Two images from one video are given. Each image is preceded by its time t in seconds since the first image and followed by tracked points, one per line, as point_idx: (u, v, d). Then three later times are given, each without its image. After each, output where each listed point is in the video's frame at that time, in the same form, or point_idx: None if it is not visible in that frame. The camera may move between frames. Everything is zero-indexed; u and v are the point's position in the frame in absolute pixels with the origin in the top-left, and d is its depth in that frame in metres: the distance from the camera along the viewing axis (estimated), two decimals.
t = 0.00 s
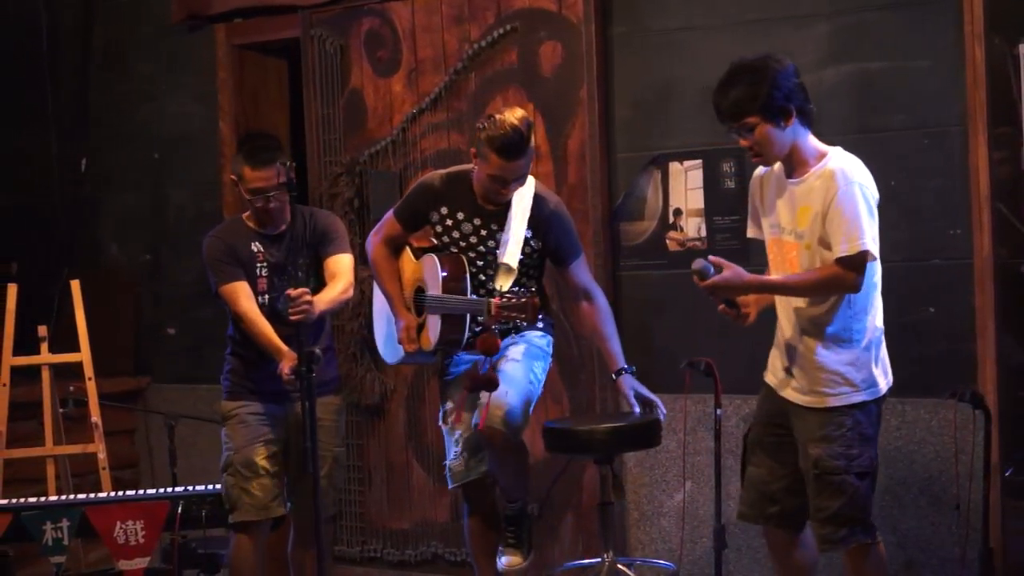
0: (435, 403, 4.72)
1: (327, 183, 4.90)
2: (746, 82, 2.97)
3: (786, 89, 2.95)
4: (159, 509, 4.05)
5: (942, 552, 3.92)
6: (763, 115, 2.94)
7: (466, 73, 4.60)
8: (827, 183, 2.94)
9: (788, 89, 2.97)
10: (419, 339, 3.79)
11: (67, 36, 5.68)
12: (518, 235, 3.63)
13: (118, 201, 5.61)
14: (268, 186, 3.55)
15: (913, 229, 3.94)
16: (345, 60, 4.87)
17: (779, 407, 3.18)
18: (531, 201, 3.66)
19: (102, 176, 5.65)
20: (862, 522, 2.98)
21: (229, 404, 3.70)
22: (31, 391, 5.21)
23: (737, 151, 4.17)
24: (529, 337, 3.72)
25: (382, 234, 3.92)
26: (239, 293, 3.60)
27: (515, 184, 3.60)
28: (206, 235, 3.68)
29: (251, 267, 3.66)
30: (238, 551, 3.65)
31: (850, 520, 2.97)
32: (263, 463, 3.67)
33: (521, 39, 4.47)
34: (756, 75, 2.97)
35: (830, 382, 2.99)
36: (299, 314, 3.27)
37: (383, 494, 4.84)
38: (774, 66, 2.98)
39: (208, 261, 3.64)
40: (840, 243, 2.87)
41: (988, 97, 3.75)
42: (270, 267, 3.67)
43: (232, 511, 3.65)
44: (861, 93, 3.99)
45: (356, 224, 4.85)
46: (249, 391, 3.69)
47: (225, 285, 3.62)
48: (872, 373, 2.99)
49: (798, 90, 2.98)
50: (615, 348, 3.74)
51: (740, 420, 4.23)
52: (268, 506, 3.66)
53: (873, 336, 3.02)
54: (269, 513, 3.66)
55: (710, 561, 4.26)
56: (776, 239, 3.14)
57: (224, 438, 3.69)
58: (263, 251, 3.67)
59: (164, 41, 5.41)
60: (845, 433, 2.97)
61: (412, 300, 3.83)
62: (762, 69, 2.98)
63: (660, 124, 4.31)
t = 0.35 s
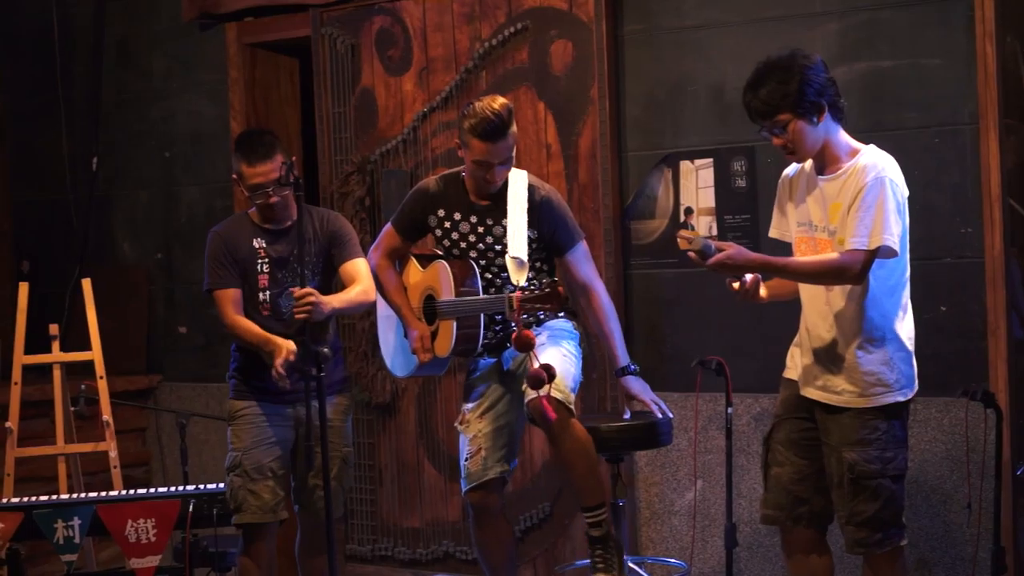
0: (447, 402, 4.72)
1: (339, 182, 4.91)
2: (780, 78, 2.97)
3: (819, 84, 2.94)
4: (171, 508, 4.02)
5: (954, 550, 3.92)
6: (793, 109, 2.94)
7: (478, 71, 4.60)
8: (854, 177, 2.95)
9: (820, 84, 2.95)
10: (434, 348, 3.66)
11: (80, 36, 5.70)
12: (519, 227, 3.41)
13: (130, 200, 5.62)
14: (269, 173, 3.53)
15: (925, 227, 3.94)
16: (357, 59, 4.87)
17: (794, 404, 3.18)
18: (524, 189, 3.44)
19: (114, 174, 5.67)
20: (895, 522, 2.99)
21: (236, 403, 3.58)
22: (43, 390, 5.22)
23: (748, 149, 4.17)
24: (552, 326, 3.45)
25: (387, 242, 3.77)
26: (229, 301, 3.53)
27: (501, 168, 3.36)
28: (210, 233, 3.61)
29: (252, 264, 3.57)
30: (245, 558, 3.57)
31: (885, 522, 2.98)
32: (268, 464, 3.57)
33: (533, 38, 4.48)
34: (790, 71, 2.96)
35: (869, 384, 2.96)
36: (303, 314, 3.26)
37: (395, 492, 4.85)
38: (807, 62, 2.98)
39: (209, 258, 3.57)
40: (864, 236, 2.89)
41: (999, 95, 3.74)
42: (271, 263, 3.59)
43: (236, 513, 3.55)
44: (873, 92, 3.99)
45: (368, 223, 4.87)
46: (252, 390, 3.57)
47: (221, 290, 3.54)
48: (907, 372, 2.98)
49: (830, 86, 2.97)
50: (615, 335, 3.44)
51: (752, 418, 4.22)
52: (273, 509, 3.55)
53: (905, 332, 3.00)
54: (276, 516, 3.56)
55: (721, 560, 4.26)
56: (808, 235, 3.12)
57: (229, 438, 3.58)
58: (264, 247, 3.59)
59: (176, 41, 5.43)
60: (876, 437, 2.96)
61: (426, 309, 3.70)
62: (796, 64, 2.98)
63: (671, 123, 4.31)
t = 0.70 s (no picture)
0: (459, 401, 4.72)
1: (350, 180, 4.92)
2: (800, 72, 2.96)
3: (837, 80, 2.95)
4: (183, 506, 4.02)
5: (966, 549, 3.90)
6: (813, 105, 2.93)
7: (490, 69, 4.60)
8: (866, 175, 2.94)
9: (837, 79, 2.97)
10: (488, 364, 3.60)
11: (94, 35, 5.73)
12: (544, 241, 3.48)
13: (142, 199, 5.64)
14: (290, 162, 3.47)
15: (937, 226, 3.92)
16: (369, 58, 4.88)
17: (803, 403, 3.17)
18: (554, 202, 3.50)
19: (127, 173, 5.68)
20: (905, 524, 2.98)
21: (237, 402, 3.56)
22: (56, 388, 5.24)
23: (759, 147, 4.16)
24: (594, 344, 3.50)
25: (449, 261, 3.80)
26: (237, 267, 3.51)
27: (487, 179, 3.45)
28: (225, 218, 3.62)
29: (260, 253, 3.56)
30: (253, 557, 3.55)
31: (894, 524, 2.97)
32: (270, 466, 3.54)
33: (544, 36, 4.48)
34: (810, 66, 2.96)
35: (875, 384, 2.95)
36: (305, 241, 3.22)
37: (406, 491, 4.85)
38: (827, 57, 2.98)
39: (220, 242, 3.59)
40: (875, 234, 2.88)
41: (1012, 92, 3.73)
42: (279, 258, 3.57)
43: (236, 512, 3.54)
44: (886, 90, 3.98)
45: (379, 222, 4.87)
46: (254, 390, 3.55)
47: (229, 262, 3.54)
48: (915, 374, 2.98)
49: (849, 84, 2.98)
50: (654, 332, 3.52)
51: (764, 417, 4.22)
52: (270, 508, 3.53)
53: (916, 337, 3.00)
54: (278, 516, 3.54)
55: (733, 559, 4.25)
56: (817, 233, 3.12)
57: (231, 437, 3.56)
58: (275, 241, 3.57)
59: (188, 39, 5.44)
60: (886, 438, 2.96)
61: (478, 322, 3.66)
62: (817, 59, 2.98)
63: (683, 121, 4.31)
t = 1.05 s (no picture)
0: (467, 399, 4.72)
1: (359, 179, 4.92)
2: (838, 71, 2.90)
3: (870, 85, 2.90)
4: (192, 505, 4.03)
5: (975, 548, 3.90)
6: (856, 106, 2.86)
7: (498, 68, 4.60)
8: (881, 181, 2.90)
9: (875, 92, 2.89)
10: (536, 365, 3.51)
11: (104, 34, 5.75)
12: (568, 261, 3.44)
13: (151, 198, 5.65)
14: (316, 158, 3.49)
15: (947, 225, 3.92)
16: (377, 56, 4.88)
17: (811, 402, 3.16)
18: (581, 222, 3.45)
19: (136, 172, 5.70)
20: (914, 519, 2.94)
21: (243, 402, 3.56)
22: (65, 386, 5.26)
23: (768, 146, 4.16)
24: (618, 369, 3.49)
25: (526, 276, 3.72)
26: (248, 267, 3.51)
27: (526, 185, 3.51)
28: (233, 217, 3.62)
29: (267, 253, 3.55)
30: (261, 556, 3.56)
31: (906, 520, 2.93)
32: (274, 465, 3.54)
33: (553, 35, 4.48)
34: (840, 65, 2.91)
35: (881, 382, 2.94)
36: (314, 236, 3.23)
37: (415, 489, 4.86)
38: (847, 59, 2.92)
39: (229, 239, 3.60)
40: (898, 243, 2.86)
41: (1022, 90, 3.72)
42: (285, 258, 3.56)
43: (241, 512, 3.55)
44: (895, 88, 3.97)
45: (388, 220, 4.88)
46: (259, 390, 3.54)
47: (239, 261, 3.54)
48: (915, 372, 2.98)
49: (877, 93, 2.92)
50: (653, 317, 3.31)
51: (773, 416, 4.21)
52: (274, 508, 3.53)
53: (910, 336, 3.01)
54: (282, 516, 3.54)
55: (742, 557, 4.25)
56: (808, 233, 3.04)
57: (237, 436, 3.56)
58: (281, 240, 3.56)
59: (197, 38, 5.44)
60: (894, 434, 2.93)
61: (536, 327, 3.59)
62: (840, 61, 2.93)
63: (691, 120, 4.30)
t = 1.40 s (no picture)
0: (468, 399, 4.72)
1: (360, 178, 4.92)
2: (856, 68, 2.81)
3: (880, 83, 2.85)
4: (194, 504, 4.02)
5: (976, 548, 3.90)
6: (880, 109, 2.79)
7: (500, 67, 4.60)
8: (885, 182, 2.86)
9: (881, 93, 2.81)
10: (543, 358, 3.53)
11: (105, 33, 5.75)
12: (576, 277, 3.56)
13: (153, 197, 5.65)
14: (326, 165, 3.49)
15: (949, 224, 3.92)
16: (379, 56, 4.88)
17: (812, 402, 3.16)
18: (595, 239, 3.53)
19: (137, 171, 5.70)
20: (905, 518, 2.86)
21: (246, 401, 3.56)
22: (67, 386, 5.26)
23: (769, 146, 4.16)
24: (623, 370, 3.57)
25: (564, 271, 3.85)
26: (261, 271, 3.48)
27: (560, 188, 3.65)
28: (234, 217, 3.59)
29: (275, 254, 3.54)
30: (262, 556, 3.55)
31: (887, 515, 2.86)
32: (278, 465, 3.54)
33: (554, 35, 4.48)
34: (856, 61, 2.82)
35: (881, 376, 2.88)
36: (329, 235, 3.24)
37: (416, 489, 4.86)
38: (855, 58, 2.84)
39: (230, 238, 3.57)
40: (904, 245, 2.84)
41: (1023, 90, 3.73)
42: (291, 256, 3.54)
43: (245, 510, 3.55)
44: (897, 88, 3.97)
45: (389, 220, 4.88)
46: (263, 389, 3.54)
47: (246, 267, 3.51)
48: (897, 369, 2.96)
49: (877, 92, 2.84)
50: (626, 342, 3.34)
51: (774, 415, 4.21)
52: (279, 507, 3.53)
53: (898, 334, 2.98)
54: (285, 516, 3.54)
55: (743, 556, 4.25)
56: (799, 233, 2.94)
57: (241, 434, 3.57)
58: (286, 239, 3.55)
59: (199, 38, 5.45)
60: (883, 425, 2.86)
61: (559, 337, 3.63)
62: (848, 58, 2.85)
63: (692, 119, 4.31)
